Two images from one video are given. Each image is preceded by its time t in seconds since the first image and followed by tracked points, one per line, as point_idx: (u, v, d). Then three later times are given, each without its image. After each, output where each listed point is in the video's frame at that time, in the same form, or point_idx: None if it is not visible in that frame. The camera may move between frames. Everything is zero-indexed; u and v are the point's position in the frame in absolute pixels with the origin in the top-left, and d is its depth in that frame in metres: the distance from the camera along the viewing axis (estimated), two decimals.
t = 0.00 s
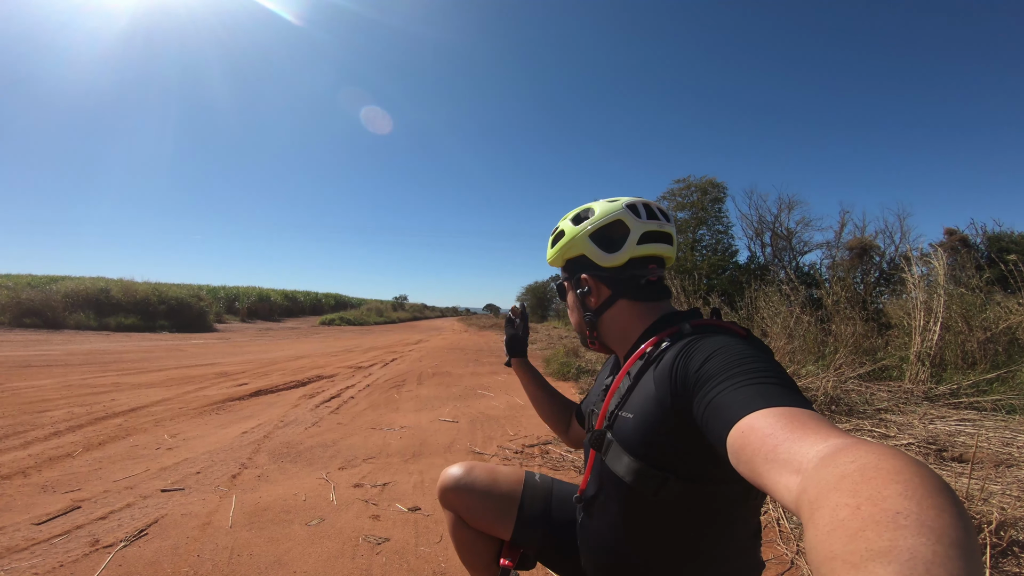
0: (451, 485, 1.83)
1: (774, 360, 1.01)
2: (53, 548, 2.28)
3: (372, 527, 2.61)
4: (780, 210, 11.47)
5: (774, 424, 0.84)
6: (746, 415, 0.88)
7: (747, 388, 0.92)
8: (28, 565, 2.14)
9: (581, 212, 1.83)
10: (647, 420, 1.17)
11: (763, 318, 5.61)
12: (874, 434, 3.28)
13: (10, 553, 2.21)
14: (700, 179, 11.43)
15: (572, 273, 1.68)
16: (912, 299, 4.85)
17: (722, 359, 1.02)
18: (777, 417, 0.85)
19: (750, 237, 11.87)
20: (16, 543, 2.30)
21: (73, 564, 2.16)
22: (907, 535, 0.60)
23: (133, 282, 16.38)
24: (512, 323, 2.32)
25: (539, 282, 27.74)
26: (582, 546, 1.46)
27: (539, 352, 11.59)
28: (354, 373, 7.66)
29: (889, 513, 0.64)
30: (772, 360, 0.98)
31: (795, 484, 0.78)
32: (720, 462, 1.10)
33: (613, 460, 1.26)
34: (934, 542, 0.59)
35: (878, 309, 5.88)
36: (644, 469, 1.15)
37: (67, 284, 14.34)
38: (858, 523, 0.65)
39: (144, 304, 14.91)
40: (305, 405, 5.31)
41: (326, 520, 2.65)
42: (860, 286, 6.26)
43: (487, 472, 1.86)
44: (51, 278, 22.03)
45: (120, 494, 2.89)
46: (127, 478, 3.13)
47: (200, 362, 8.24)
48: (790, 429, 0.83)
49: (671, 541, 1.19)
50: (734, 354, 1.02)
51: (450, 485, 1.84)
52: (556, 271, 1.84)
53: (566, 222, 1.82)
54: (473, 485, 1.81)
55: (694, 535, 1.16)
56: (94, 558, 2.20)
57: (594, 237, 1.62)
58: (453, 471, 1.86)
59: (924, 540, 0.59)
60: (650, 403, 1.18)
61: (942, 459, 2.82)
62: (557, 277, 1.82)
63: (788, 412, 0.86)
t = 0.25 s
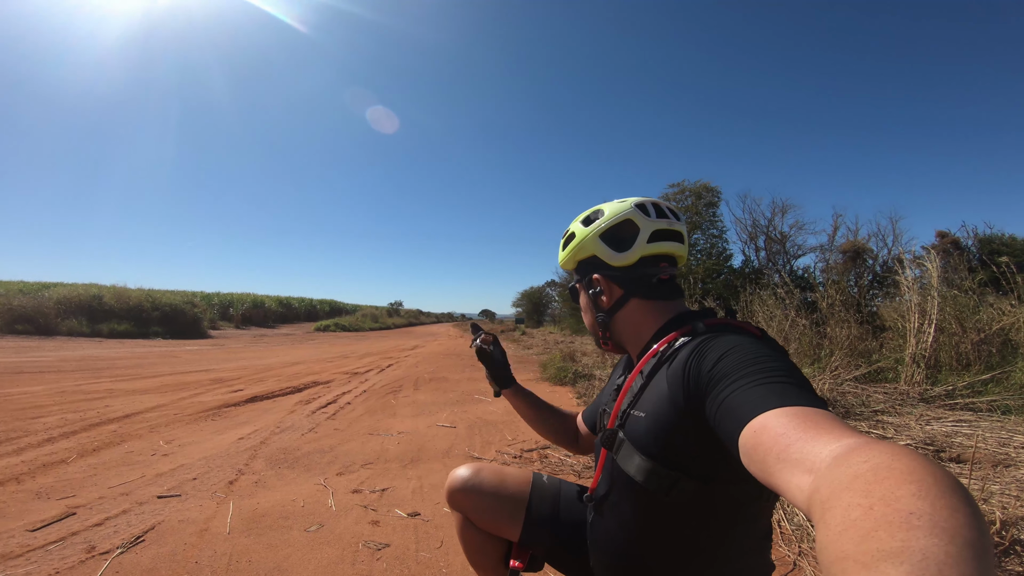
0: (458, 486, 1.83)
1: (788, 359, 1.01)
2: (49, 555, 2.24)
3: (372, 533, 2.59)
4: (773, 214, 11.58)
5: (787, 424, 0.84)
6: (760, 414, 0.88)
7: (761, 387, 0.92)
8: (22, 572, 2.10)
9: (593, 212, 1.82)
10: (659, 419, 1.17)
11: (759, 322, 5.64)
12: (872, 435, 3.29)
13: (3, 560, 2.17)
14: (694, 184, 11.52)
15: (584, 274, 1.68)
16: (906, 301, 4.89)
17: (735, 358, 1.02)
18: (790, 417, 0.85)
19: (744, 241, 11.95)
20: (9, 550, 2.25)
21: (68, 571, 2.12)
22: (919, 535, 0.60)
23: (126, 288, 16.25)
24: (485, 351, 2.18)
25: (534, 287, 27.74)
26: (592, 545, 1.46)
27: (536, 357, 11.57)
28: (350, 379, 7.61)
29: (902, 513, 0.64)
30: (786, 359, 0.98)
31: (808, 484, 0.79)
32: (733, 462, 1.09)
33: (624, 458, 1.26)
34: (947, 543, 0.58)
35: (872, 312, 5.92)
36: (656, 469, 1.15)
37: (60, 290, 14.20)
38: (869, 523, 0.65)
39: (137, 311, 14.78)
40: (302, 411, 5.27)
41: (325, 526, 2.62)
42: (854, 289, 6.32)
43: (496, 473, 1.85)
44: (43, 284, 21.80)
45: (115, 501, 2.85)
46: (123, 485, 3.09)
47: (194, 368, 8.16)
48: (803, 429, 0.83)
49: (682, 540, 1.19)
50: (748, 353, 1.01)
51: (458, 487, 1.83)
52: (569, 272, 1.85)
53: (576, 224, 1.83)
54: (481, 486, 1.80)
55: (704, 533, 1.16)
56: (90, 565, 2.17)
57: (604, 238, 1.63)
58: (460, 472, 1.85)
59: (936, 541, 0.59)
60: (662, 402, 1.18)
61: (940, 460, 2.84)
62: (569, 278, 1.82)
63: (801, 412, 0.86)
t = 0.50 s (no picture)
0: (454, 496, 1.82)
1: (790, 364, 1.02)
2: (35, 562, 2.18)
3: (365, 540, 2.55)
4: (763, 219, 11.73)
5: (794, 428, 0.84)
6: (767, 419, 0.89)
7: (766, 393, 0.93)
8: None
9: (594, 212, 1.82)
10: (663, 425, 1.18)
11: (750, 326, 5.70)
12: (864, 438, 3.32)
13: None
14: (685, 189, 11.64)
15: (596, 269, 1.60)
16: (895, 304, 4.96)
17: (739, 364, 1.03)
18: (797, 421, 0.85)
19: (735, 245, 12.07)
20: None
21: None
22: (934, 535, 0.61)
23: (114, 293, 16.01)
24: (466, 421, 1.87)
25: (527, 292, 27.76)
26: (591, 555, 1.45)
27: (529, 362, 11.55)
28: (342, 385, 7.54)
29: (915, 514, 0.64)
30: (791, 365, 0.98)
31: (817, 487, 0.79)
32: (737, 468, 1.10)
33: (625, 466, 1.26)
34: (964, 542, 0.59)
35: (862, 316, 6.01)
36: (659, 475, 1.15)
37: (45, 295, 13.95)
38: (883, 525, 0.65)
39: (125, 316, 14.55)
40: (293, 417, 5.20)
41: (317, 533, 2.58)
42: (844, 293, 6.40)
43: (492, 482, 1.84)
44: (29, 289, 21.39)
45: (103, 508, 2.78)
46: (111, 492, 3.02)
47: (183, 374, 8.03)
48: (810, 432, 0.83)
49: (685, 548, 1.18)
50: (752, 359, 1.02)
51: (454, 496, 1.82)
52: (564, 269, 1.73)
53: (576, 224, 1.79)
54: (477, 494, 1.80)
55: (704, 541, 1.16)
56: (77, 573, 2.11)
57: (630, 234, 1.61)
58: (455, 481, 1.85)
59: (953, 540, 0.59)
60: (666, 408, 1.18)
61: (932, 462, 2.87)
62: (567, 274, 1.70)
63: (808, 415, 0.87)
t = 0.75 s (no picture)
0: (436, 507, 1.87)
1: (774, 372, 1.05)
2: (14, 565, 2.13)
3: (353, 543, 2.53)
4: (754, 223, 11.86)
5: (782, 436, 0.86)
6: (756, 427, 0.90)
7: (753, 401, 0.96)
8: None
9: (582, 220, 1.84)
10: (652, 436, 1.19)
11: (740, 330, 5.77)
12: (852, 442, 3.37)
13: None
14: (677, 192, 11.75)
15: (600, 274, 1.61)
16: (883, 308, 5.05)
17: (725, 373, 1.06)
18: (785, 429, 0.87)
19: (725, 249, 12.20)
20: None
21: None
22: (929, 538, 0.60)
23: (100, 291, 15.72)
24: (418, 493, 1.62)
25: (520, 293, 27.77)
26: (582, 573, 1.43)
27: (521, 364, 11.55)
28: (331, 386, 7.48)
29: (909, 518, 0.64)
30: (773, 372, 1.02)
31: (809, 494, 0.79)
32: (725, 476, 1.12)
33: (615, 479, 1.27)
34: (960, 544, 0.59)
35: (849, 320, 6.10)
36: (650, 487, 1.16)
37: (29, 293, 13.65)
38: (876, 530, 0.65)
39: (112, 315, 14.30)
40: (281, 418, 5.15)
41: (304, 536, 2.56)
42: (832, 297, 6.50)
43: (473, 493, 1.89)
44: (12, 287, 20.93)
45: (85, 510, 2.73)
46: (93, 493, 2.97)
47: (170, 374, 7.91)
48: (798, 440, 0.84)
49: (677, 560, 1.19)
50: (736, 368, 1.05)
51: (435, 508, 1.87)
52: (560, 270, 1.66)
53: (568, 230, 1.78)
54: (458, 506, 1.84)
55: (694, 553, 1.17)
56: None
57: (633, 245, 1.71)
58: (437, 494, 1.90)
59: (948, 543, 0.59)
60: (655, 419, 1.20)
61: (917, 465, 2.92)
62: (565, 275, 1.63)
63: (796, 422, 0.88)
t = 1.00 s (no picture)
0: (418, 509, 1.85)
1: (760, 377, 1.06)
2: None
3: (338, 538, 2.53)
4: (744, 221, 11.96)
5: (770, 442, 0.86)
6: (744, 433, 0.91)
7: (740, 407, 0.97)
8: None
9: (576, 218, 1.83)
10: (639, 440, 1.20)
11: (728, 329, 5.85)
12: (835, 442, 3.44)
13: None
14: (669, 189, 11.80)
15: (593, 273, 1.61)
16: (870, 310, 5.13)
17: (713, 378, 1.07)
18: (773, 435, 0.88)
19: (716, 246, 12.30)
20: None
21: None
22: (918, 547, 0.62)
23: (83, 280, 15.36)
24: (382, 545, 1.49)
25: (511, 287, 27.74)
26: None
27: (511, 358, 11.57)
28: (319, 378, 7.42)
29: (897, 525, 0.65)
30: (760, 377, 1.03)
31: (798, 501, 0.80)
32: (710, 481, 1.13)
33: (601, 484, 1.27)
34: (947, 553, 0.60)
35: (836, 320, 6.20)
36: (636, 491, 1.17)
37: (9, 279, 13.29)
38: (865, 537, 0.66)
39: (96, 304, 14.00)
40: (267, 411, 5.10)
41: (289, 531, 2.54)
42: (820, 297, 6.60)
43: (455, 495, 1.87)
44: None
45: (65, 503, 2.68)
46: (74, 486, 2.91)
47: (155, 365, 7.78)
48: (787, 446, 0.85)
49: (662, 565, 1.19)
50: (724, 374, 1.07)
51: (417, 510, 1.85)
52: (553, 267, 1.64)
53: (563, 225, 1.76)
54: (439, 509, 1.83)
55: (677, 556, 1.18)
56: (36, 570, 2.04)
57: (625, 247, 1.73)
58: (419, 495, 1.88)
59: (936, 552, 0.60)
60: (642, 424, 1.21)
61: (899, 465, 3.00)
62: (557, 272, 1.62)
63: (785, 428, 0.89)
